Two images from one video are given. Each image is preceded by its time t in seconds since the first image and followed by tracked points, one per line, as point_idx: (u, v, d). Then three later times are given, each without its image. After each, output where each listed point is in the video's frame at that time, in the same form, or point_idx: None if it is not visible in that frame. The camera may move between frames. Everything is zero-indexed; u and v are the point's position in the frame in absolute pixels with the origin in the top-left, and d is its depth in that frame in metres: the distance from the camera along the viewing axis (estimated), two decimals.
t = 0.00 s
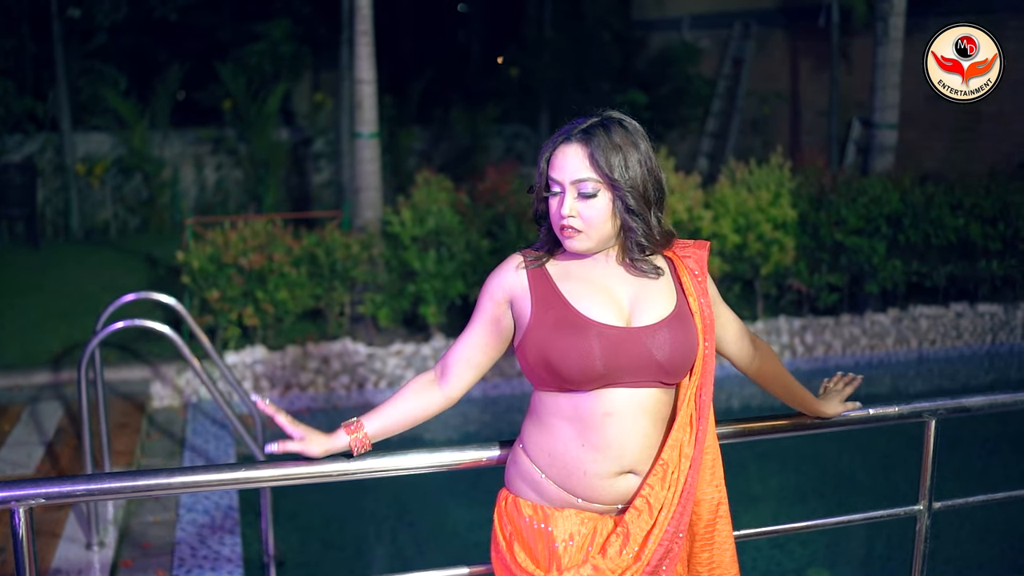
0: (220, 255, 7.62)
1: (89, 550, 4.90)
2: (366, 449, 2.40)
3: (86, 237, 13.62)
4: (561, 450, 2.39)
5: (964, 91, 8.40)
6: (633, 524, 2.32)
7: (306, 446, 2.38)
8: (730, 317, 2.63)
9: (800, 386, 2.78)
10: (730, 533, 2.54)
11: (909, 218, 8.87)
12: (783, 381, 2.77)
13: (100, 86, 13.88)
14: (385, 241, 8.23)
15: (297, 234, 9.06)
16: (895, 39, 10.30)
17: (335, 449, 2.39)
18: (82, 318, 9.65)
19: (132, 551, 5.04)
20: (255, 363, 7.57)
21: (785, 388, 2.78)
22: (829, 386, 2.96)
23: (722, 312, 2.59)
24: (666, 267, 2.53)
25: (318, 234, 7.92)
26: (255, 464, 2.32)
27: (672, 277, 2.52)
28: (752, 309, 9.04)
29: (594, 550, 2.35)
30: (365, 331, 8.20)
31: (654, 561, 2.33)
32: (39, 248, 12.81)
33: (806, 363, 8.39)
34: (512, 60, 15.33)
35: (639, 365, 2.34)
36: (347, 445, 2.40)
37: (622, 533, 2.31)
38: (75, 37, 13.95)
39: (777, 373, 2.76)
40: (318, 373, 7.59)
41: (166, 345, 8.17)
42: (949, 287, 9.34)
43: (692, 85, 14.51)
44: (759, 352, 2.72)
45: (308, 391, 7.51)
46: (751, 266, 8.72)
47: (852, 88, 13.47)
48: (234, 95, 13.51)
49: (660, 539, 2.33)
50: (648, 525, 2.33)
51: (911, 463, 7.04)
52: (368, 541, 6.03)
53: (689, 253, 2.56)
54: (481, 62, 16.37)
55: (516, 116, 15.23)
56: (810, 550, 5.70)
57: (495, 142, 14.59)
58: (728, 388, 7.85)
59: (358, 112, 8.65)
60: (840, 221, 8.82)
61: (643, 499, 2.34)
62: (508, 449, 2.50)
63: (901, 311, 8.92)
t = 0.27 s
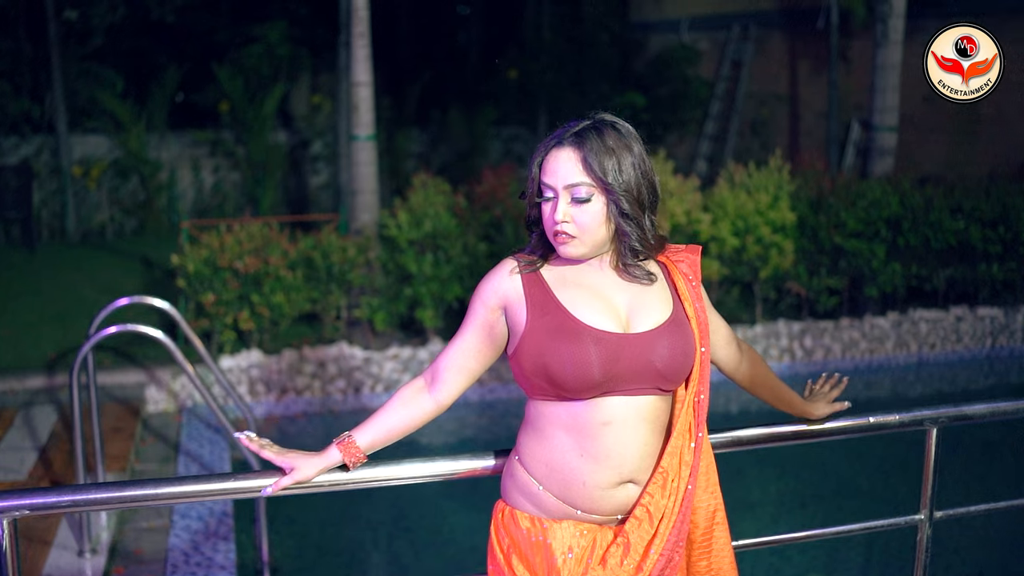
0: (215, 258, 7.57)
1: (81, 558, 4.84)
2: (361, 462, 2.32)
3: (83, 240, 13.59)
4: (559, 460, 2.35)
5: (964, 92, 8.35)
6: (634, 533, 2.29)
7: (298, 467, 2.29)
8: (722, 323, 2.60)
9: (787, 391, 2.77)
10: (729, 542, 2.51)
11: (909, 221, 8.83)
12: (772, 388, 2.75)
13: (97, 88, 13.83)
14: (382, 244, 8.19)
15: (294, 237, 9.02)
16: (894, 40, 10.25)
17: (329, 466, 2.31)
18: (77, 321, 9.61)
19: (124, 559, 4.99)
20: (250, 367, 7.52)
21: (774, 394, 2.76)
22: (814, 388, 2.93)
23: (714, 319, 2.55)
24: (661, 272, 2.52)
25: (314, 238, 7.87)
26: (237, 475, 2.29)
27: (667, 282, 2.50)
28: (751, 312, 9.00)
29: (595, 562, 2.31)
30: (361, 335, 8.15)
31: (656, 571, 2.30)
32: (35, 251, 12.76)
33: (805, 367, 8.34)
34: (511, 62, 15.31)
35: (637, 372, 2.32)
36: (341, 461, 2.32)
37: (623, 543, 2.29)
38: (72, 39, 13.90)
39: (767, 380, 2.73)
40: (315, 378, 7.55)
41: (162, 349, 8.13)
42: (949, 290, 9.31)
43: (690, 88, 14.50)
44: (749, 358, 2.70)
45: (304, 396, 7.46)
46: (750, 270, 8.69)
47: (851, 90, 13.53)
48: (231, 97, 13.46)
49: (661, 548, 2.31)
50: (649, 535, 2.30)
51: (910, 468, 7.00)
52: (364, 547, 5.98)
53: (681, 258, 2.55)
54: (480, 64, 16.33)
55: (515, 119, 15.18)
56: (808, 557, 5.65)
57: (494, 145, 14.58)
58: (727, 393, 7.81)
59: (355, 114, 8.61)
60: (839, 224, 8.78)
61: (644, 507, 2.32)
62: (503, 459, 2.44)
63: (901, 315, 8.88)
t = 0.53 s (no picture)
0: (211, 262, 7.52)
1: (73, 565, 4.78)
2: (348, 467, 2.28)
3: (80, 243, 13.55)
4: (552, 470, 2.31)
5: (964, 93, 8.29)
6: (630, 543, 2.24)
7: (288, 480, 2.25)
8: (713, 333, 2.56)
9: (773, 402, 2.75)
10: (726, 554, 2.46)
11: (909, 224, 8.79)
12: (761, 400, 2.72)
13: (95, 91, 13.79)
14: (378, 248, 8.16)
15: (290, 240, 8.98)
16: (894, 43, 10.21)
17: (316, 473, 2.26)
18: (73, 325, 9.56)
19: (117, 566, 4.93)
20: (246, 372, 7.47)
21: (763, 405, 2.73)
22: (798, 401, 2.91)
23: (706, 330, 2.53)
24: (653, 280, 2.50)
25: (310, 241, 7.83)
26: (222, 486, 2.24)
27: (659, 288, 2.49)
28: (750, 316, 8.95)
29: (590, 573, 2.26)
30: (358, 339, 8.09)
31: None
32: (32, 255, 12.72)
33: (805, 372, 8.30)
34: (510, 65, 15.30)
35: (632, 378, 2.28)
36: (328, 467, 2.27)
37: (618, 553, 2.23)
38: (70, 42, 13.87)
39: (758, 392, 2.71)
40: (311, 383, 7.50)
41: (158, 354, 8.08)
42: (949, 294, 9.26)
43: (690, 90, 14.37)
44: (740, 368, 2.67)
45: (301, 401, 7.42)
46: (749, 273, 8.64)
47: (851, 93, 13.46)
48: (228, 100, 13.41)
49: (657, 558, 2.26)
50: (645, 544, 2.25)
51: (910, 474, 6.95)
52: (359, 553, 5.92)
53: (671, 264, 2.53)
54: (479, 67, 16.31)
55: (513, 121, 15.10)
56: (808, 563, 5.60)
57: (493, 148, 14.47)
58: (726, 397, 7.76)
59: (352, 117, 8.59)
60: (839, 228, 8.72)
61: (639, 517, 2.27)
62: (497, 469, 2.42)
63: (900, 319, 8.82)
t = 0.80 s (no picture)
0: (205, 266, 7.47)
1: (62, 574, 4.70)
2: (335, 472, 2.24)
3: (76, 247, 13.50)
4: (542, 479, 2.26)
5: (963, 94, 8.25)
6: (622, 551, 2.23)
7: (277, 495, 2.20)
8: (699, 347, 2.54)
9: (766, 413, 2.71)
10: (717, 562, 2.45)
11: (908, 227, 8.74)
12: (753, 413, 2.69)
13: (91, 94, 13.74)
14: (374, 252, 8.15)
15: (285, 244, 8.93)
16: (893, 45, 10.17)
17: (303, 482, 2.22)
18: (67, 331, 9.49)
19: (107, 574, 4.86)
20: (241, 377, 7.40)
21: (755, 417, 2.70)
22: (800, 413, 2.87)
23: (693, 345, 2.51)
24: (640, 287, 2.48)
25: (305, 245, 7.78)
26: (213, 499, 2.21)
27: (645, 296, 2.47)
28: (748, 320, 8.89)
29: None
30: (354, 344, 8.03)
31: None
32: (27, 259, 12.65)
33: (804, 376, 8.25)
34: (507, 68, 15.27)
35: (623, 384, 2.26)
36: (313, 474, 2.23)
37: (609, 562, 2.21)
38: (66, 45, 13.83)
39: (748, 403, 2.68)
40: (306, 388, 7.44)
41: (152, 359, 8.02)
42: (949, 298, 9.19)
43: (688, 93, 14.29)
44: (729, 380, 2.64)
45: (295, 406, 7.37)
46: (747, 277, 8.58)
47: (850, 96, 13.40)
48: (225, 103, 13.35)
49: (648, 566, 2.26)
50: (637, 553, 2.25)
51: (910, 479, 6.89)
52: (353, 560, 5.85)
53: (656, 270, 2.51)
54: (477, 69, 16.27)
55: (511, 124, 15.05)
56: (807, 569, 5.54)
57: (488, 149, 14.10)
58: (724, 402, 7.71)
59: (347, 120, 8.57)
60: (838, 231, 8.66)
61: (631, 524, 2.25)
62: (484, 479, 2.37)
63: (900, 322, 8.72)
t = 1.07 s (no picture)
0: (200, 269, 7.43)
1: None
2: (322, 475, 2.21)
3: (72, 249, 13.45)
4: (533, 484, 2.24)
5: (963, 94, 8.22)
6: (615, 553, 2.21)
7: (269, 500, 2.17)
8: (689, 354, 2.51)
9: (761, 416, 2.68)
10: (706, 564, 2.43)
11: (907, 229, 8.72)
12: (748, 417, 2.66)
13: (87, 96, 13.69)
14: (370, 255, 8.09)
15: (281, 247, 8.89)
16: (891, 46, 10.13)
17: (291, 485, 2.19)
18: (62, 334, 9.44)
19: None
20: (236, 381, 7.37)
21: (751, 421, 2.67)
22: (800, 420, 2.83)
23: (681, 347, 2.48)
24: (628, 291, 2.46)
25: (301, 248, 7.74)
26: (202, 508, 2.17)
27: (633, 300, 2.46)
28: (747, 322, 8.84)
29: None
30: (350, 347, 7.99)
31: None
32: (22, 261, 12.60)
33: (802, 379, 8.22)
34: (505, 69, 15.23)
35: (612, 386, 2.25)
36: (301, 477, 2.20)
37: (601, 565, 2.19)
38: (63, 48, 13.79)
39: (744, 407, 2.65)
40: (301, 391, 7.41)
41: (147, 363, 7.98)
42: (948, 299, 9.14)
43: (686, 95, 14.26)
44: (720, 383, 2.61)
45: (291, 410, 7.33)
46: (745, 279, 8.55)
47: (849, 97, 13.35)
48: (221, 105, 13.31)
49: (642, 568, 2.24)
50: (630, 554, 2.23)
51: (908, 483, 6.87)
52: (349, 564, 5.81)
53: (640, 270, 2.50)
54: (475, 71, 16.24)
55: (509, 125, 14.99)
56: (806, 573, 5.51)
57: (488, 152, 14.28)
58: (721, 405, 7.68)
59: (344, 122, 8.54)
60: (836, 233, 8.63)
61: (622, 527, 2.23)
62: (476, 487, 2.32)
63: (899, 324, 8.70)
